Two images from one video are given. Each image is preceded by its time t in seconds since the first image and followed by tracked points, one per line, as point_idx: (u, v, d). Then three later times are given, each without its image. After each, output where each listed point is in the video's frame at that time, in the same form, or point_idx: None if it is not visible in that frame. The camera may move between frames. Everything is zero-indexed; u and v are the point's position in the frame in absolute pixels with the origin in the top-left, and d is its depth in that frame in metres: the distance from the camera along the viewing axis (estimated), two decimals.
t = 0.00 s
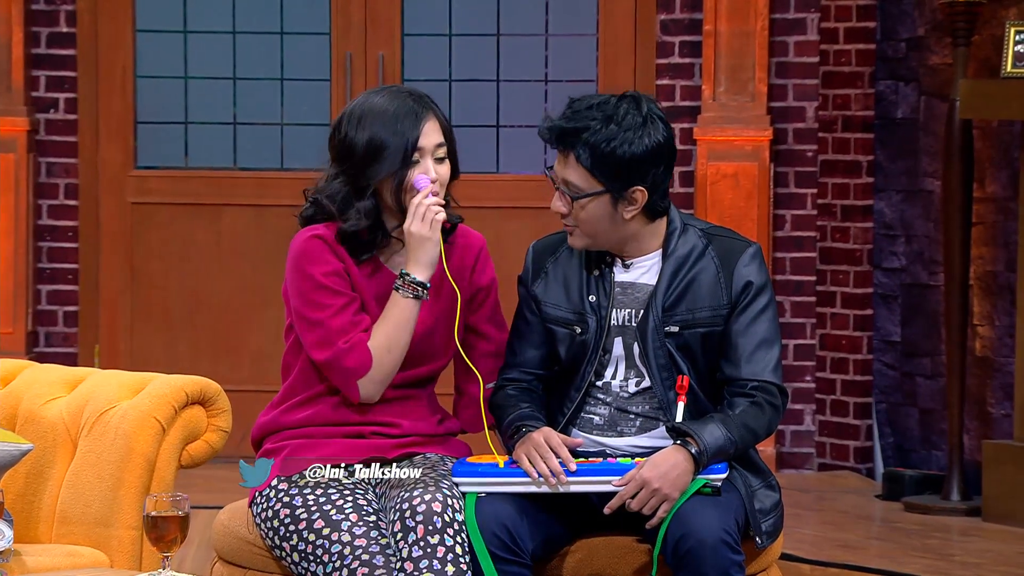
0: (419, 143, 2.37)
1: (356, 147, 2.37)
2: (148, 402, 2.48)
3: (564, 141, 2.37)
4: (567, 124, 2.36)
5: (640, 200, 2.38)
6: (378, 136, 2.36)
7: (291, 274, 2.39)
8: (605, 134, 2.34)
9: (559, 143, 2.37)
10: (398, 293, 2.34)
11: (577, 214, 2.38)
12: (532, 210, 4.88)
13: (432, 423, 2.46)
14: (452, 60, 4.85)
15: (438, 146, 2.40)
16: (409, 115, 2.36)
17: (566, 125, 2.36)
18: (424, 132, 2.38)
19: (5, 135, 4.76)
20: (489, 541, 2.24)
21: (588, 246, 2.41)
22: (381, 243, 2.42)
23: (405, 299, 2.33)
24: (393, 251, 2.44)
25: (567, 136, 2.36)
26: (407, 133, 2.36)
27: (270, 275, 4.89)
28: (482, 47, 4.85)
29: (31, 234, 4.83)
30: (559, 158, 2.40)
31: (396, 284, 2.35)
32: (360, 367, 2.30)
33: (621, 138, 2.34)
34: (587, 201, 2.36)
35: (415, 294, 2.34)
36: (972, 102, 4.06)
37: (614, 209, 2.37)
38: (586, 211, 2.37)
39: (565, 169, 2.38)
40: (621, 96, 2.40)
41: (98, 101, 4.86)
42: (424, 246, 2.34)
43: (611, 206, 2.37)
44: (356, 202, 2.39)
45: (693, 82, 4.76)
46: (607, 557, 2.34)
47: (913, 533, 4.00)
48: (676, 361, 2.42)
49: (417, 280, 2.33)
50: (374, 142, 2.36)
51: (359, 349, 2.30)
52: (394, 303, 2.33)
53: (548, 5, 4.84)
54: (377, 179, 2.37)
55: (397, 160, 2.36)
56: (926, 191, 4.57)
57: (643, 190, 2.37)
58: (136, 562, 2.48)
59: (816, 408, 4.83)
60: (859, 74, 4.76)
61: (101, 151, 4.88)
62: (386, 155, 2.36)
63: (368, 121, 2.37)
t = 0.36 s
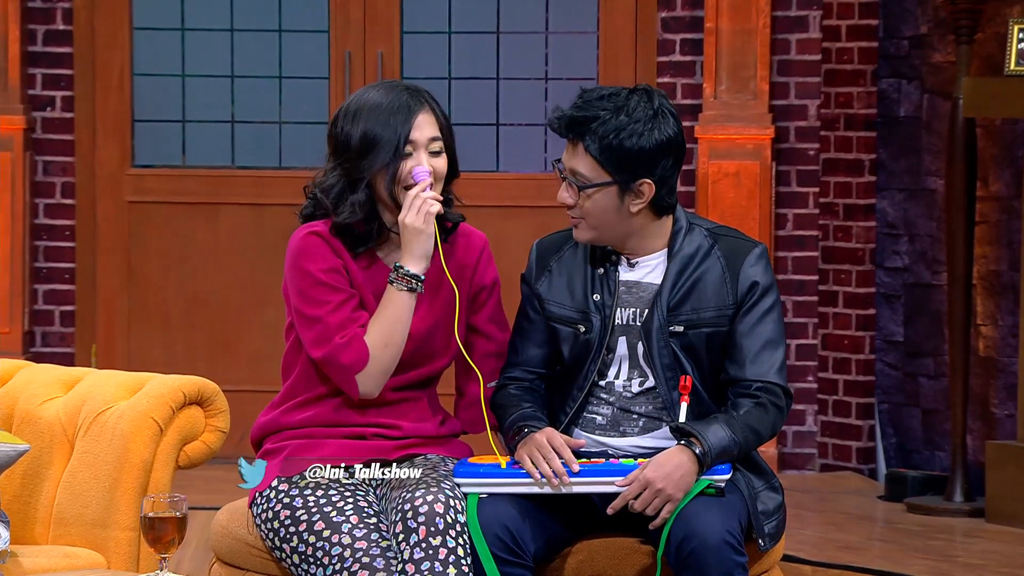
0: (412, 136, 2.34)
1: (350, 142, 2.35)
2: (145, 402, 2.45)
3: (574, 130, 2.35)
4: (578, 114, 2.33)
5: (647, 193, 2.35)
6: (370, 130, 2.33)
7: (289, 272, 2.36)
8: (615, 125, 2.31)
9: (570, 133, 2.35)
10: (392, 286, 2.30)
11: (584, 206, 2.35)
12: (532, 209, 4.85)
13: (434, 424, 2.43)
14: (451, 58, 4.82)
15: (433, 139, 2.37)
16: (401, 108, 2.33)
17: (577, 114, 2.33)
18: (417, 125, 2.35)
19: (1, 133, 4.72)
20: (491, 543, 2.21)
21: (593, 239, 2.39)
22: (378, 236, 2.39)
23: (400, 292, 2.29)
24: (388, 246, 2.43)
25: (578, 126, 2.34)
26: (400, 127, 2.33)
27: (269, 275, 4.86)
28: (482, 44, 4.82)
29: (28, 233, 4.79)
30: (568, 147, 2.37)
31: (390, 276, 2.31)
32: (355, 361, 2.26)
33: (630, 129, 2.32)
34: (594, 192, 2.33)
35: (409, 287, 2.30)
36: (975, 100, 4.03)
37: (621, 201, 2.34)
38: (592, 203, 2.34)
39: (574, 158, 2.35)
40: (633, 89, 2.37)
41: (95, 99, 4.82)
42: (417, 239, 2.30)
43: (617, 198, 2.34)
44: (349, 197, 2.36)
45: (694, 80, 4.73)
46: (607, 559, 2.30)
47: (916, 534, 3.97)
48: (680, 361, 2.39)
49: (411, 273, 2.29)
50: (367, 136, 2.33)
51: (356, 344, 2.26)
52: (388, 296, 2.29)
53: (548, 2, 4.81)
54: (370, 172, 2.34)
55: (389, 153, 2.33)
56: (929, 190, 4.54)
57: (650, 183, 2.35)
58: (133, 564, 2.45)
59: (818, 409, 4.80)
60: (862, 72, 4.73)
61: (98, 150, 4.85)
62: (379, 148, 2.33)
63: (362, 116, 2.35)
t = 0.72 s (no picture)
0: (420, 140, 2.31)
1: (356, 141, 2.31)
2: (143, 403, 2.42)
3: (579, 131, 2.32)
4: (585, 115, 2.30)
5: (653, 195, 2.32)
6: (379, 131, 2.29)
7: (284, 269, 2.34)
8: (621, 126, 2.29)
9: (576, 134, 2.32)
10: (400, 296, 2.26)
11: (589, 206, 2.32)
12: (532, 209, 4.82)
13: (432, 425, 2.40)
14: (451, 57, 4.80)
15: (438, 143, 2.34)
16: (409, 111, 2.31)
17: (583, 116, 2.30)
18: (424, 128, 2.32)
19: None
20: (489, 545, 2.18)
21: (598, 240, 2.36)
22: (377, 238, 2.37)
23: (406, 303, 2.26)
24: (391, 248, 2.39)
25: (584, 127, 2.31)
26: (410, 129, 2.30)
27: (268, 275, 4.83)
28: (482, 43, 4.79)
29: (24, 233, 4.77)
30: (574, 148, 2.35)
31: (399, 284, 2.28)
32: (352, 364, 2.23)
33: (636, 130, 2.29)
34: (599, 194, 2.31)
35: (418, 300, 2.27)
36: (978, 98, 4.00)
37: (625, 203, 2.31)
38: (597, 203, 2.31)
39: (579, 159, 2.33)
40: (638, 89, 2.34)
41: (92, 98, 4.80)
42: (433, 256, 2.28)
43: (623, 200, 2.31)
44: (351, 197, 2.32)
45: (696, 78, 4.70)
46: (608, 561, 2.27)
47: (919, 536, 3.94)
48: (681, 362, 2.36)
49: (421, 286, 2.26)
50: (375, 136, 2.29)
51: (353, 347, 2.23)
52: (394, 305, 2.26)
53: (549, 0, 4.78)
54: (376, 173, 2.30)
55: (397, 155, 2.29)
56: (932, 189, 4.53)
57: (656, 185, 2.32)
58: (130, 566, 2.42)
59: (821, 409, 4.77)
60: (864, 71, 4.70)
61: (96, 149, 4.82)
62: (386, 150, 2.29)
63: (370, 115, 2.31)
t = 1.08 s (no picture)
0: (435, 150, 2.28)
1: (369, 145, 2.27)
2: (140, 404, 2.38)
3: (579, 136, 2.29)
4: (585, 118, 2.27)
5: (654, 197, 2.29)
6: (394, 138, 2.25)
7: (289, 267, 2.31)
8: (620, 129, 2.25)
9: (575, 137, 2.29)
10: (423, 303, 2.24)
11: (590, 210, 2.29)
12: (532, 208, 4.78)
13: (431, 426, 2.37)
14: (450, 55, 4.76)
15: (449, 151, 2.31)
16: (426, 121, 2.27)
17: (583, 119, 2.27)
18: (439, 137, 2.29)
19: None
20: (489, 548, 2.14)
21: (601, 243, 2.33)
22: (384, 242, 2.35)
23: (428, 313, 2.24)
24: (393, 247, 2.39)
25: (584, 131, 2.28)
26: (424, 137, 2.26)
27: (266, 275, 4.80)
28: (481, 41, 4.76)
29: (20, 232, 4.73)
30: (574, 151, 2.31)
31: (426, 291, 2.24)
32: (367, 365, 2.22)
33: (636, 133, 2.26)
34: (601, 197, 2.27)
35: (440, 312, 2.24)
36: (982, 96, 3.97)
37: (627, 206, 2.28)
38: (598, 207, 2.28)
39: (579, 165, 2.29)
40: (637, 90, 2.31)
41: (89, 96, 4.76)
42: (467, 277, 2.23)
43: (624, 203, 2.28)
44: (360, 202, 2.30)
45: (697, 76, 4.67)
46: (608, 565, 2.24)
47: (922, 538, 3.91)
48: (683, 364, 2.33)
49: (446, 300, 2.24)
50: (389, 142, 2.25)
51: (368, 348, 2.23)
52: (418, 315, 2.24)
53: None
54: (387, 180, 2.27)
55: (411, 163, 2.26)
56: (936, 188, 4.51)
57: (657, 187, 2.29)
58: (127, 568, 2.39)
59: (823, 410, 4.73)
60: (867, 69, 4.66)
61: (92, 147, 4.78)
62: (400, 157, 2.26)
63: (385, 119, 2.26)
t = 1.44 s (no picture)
0: (447, 159, 2.25)
1: (381, 150, 2.23)
2: (134, 404, 2.35)
3: (565, 139, 2.25)
4: (571, 121, 2.23)
5: (646, 193, 2.26)
6: (408, 145, 2.22)
7: (290, 265, 2.28)
8: (606, 129, 2.23)
9: (562, 141, 2.25)
10: (424, 311, 2.22)
11: (582, 212, 2.25)
12: (529, 208, 4.75)
13: (428, 426, 2.34)
14: (447, 53, 4.73)
15: (459, 159, 2.28)
16: (440, 130, 2.23)
17: (569, 122, 2.24)
18: (451, 147, 2.26)
19: None
20: (486, 549, 2.11)
21: (596, 246, 2.29)
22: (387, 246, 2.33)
23: (430, 321, 2.22)
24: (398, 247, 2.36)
25: (571, 133, 2.24)
26: (437, 146, 2.23)
27: (262, 274, 4.77)
28: (479, 39, 4.73)
29: (14, 231, 4.70)
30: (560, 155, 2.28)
31: (426, 299, 2.23)
32: (368, 367, 2.20)
33: (623, 131, 2.24)
34: (592, 198, 2.24)
35: (441, 320, 2.23)
36: (983, 95, 3.94)
37: (620, 205, 2.25)
38: (590, 208, 2.25)
39: (567, 167, 2.26)
40: (619, 89, 2.29)
41: (83, 94, 4.73)
42: (475, 288, 2.21)
43: (616, 202, 2.24)
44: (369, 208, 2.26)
45: (695, 75, 4.63)
46: (607, 565, 2.21)
47: (922, 539, 3.88)
48: (679, 363, 2.30)
49: (449, 309, 2.22)
50: (402, 149, 2.22)
51: (368, 351, 2.21)
52: (420, 323, 2.22)
53: None
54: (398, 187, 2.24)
55: (423, 171, 2.22)
56: (936, 187, 4.48)
57: (647, 182, 2.25)
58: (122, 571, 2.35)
59: (822, 411, 4.69)
60: (867, 67, 4.64)
61: (86, 146, 4.75)
62: (414, 166, 2.22)
63: (400, 125, 2.23)
